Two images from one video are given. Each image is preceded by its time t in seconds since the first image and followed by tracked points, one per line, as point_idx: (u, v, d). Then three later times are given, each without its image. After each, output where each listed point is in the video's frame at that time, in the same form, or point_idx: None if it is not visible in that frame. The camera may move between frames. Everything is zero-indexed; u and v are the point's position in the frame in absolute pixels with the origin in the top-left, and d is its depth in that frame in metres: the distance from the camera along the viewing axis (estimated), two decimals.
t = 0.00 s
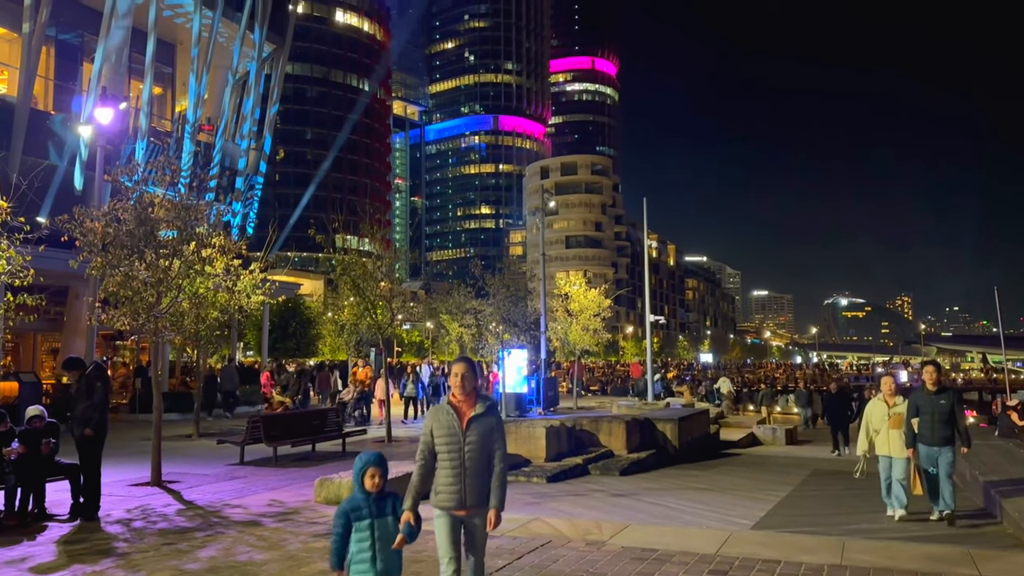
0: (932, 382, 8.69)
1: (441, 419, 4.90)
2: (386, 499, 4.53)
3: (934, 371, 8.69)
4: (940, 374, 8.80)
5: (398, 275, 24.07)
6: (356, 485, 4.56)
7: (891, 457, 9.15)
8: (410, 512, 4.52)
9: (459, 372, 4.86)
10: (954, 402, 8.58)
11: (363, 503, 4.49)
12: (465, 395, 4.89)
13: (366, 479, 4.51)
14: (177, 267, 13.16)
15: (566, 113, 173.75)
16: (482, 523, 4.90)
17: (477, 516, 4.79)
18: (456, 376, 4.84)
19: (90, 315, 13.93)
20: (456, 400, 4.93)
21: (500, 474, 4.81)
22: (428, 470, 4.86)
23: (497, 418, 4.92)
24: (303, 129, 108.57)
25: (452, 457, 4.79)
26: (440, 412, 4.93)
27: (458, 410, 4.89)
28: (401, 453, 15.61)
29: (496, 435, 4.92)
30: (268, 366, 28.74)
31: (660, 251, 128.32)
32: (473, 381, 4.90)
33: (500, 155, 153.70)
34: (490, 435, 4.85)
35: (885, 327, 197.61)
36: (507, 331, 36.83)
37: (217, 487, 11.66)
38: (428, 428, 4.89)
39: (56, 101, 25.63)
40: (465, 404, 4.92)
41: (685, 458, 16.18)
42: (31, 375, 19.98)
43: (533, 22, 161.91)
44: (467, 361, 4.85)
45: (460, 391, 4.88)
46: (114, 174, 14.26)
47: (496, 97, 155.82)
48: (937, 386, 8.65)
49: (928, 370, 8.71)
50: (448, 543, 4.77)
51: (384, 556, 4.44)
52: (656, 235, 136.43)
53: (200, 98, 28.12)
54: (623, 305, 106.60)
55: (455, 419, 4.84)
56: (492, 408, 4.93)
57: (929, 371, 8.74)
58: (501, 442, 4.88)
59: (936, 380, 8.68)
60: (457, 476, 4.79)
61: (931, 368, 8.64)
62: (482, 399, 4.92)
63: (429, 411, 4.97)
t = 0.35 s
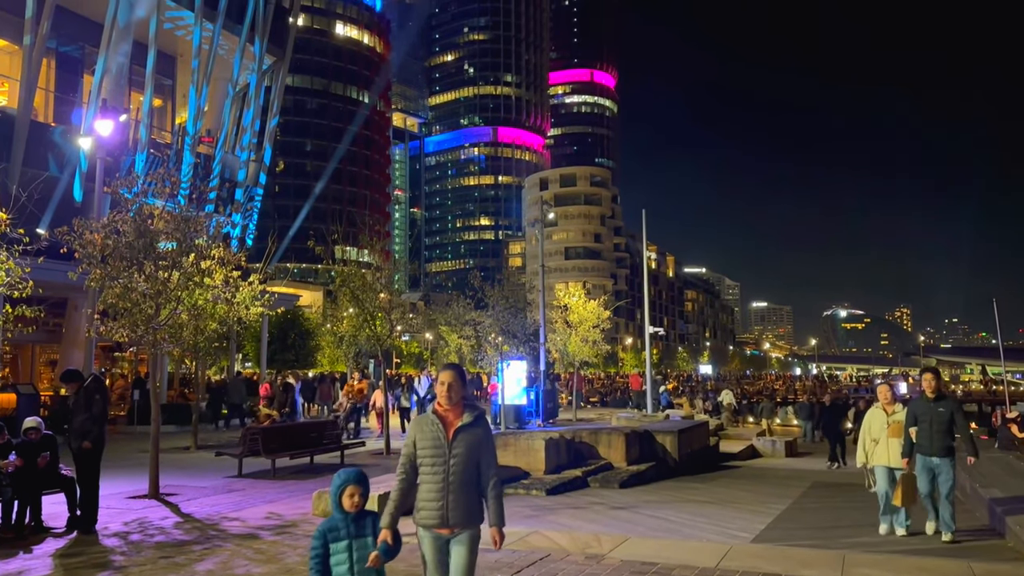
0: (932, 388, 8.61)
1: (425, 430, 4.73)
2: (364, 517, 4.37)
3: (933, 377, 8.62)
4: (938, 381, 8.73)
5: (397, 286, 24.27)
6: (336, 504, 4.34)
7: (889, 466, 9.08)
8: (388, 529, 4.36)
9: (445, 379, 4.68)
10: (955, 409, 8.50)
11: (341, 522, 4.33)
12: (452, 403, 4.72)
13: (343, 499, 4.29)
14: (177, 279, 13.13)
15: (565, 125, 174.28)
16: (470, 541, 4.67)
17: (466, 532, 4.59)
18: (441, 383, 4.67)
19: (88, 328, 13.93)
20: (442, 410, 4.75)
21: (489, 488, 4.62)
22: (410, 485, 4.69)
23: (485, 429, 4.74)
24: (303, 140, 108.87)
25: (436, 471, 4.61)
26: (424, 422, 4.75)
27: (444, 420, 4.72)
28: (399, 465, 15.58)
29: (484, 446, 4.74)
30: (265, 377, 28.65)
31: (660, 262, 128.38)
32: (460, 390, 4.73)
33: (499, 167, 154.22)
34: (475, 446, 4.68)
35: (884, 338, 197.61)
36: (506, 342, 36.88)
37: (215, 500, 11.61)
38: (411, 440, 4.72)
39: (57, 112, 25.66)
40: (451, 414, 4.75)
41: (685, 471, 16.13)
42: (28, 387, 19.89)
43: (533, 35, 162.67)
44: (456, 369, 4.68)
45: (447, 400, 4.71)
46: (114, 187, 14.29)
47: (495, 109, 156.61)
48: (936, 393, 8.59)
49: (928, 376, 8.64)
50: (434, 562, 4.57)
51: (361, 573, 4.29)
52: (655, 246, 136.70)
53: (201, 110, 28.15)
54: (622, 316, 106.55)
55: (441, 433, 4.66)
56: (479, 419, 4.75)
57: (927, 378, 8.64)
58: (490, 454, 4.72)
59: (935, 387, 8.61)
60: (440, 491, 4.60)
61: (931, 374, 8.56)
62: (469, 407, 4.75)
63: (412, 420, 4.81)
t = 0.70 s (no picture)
0: (920, 408, 8.32)
1: (409, 460, 4.28)
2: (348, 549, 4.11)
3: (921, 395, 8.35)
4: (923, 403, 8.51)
5: (395, 301, 24.82)
6: (317, 536, 4.35)
7: (877, 487, 8.66)
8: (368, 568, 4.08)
9: (433, 408, 4.26)
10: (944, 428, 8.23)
11: (320, 553, 4.29)
12: (440, 432, 4.29)
13: (326, 530, 4.30)
14: (175, 294, 13.17)
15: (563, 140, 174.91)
16: None
17: None
18: (426, 409, 4.27)
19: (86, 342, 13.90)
20: (427, 440, 4.33)
21: (471, 526, 4.10)
22: (391, 523, 4.25)
23: (476, 457, 4.26)
24: (303, 155, 109.10)
25: (417, 508, 4.16)
26: (408, 451, 4.31)
27: (428, 450, 4.29)
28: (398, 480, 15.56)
29: (474, 481, 4.24)
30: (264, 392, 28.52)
31: (658, 277, 128.39)
32: (448, 418, 4.30)
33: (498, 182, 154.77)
34: (463, 478, 4.19)
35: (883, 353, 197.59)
36: (504, 357, 36.75)
37: (213, 516, 11.56)
38: (394, 468, 4.29)
39: (57, 128, 25.71)
40: (438, 444, 4.31)
41: (684, 486, 16.07)
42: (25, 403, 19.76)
43: (532, 51, 163.48)
44: (443, 395, 4.27)
45: (437, 427, 4.26)
46: (113, 202, 14.31)
47: (494, 124, 157.66)
48: (925, 413, 8.30)
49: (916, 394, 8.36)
50: None
51: None
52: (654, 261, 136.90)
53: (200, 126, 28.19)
54: (621, 331, 106.43)
55: (424, 464, 4.22)
56: (469, 447, 4.29)
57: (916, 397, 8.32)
58: (479, 485, 4.20)
59: (923, 405, 8.34)
60: (422, 531, 4.15)
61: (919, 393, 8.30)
62: (457, 435, 4.31)
63: (396, 450, 4.35)
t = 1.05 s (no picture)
0: (904, 418, 7.79)
1: (391, 472, 4.21)
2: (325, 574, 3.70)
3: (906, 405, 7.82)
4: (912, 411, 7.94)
5: (393, 313, 25.57)
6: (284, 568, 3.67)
7: (866, 503, 8.10)
8: None
9: (418, 418, 4.21)
10: (931, 437, 7.63)
11: None
12: (426, 442, 4.22)
13: (296, 558, 3.63)
14: (174, 308, 13.17)
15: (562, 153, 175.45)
16: None
17: None
18: (410, 417, 4.20)
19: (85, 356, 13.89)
20: (411, 451, 4.26)
21: (457, 546, 3.99)
22: (373, 543, 4.17)
23: (463, 472, 4.15)
24: (303, 169, 109.34)
25: (401, 523, 4.04)
26: (390, 464, 4.24)
27: (412, 462, 4.22)
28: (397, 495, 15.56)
29: (461, 492, 4.12)
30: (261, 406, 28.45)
31: (658, 290, 128.46)
32: (436, 427, 4.24)
33: (497, 195, 155.22)
34: (448, 491, 4.06)
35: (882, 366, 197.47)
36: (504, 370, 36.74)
37: (210, 532, 11.50)
38: (377, 481, 4.21)
39: (57, 141, 25.77)
40: (422, 455, 4.24)
41: (683, 500, 16.01)
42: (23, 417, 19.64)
43: (531, 66, 164.21)
44: (426, 403, 4.24)
45: (423, 440, 4.20)
46: (113, 217, 14.37)
47: (494, 137, 158.37)
48: (910, 422, 7.74)
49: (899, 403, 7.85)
50: None
51: None
52: (653, 274, 137.13)
53: (201, 139, 28.18)
54: (620, 344, 106.24)
55: (406, 477, 4.13)
56: (456, 459, 4.18)
57: (899, 405, 7.75)
58: (466, 499, 4.11)
59: (909, 414, 7.78)
60: (406, 549, 4.03)
61: (902, 402, 7.75)
62: (444, 446, 4.22)
63: (379, 461, 4.30)
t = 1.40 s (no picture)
0: (897, 435, 7.32)
1: (359, 511, 3.69)
2: None
3: (900, 421, 7.35)
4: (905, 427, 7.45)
5: (392, 329, 26.11)
6: None
7: (855, 522, 7.56)
8: None
9: (391, 447, 3.69)
10: (923, 457, 7.20)
11: None
12: (399, 477, 3.71)
13: None
14: (173, 325, 13.14)
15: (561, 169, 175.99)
16: None
17: None
18: (379, 450, 3.68)
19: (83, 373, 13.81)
20: (383, 487, 3.73)
21: None
22: None
23: (442, 507, 3.67)
24: (303, 185, 109.64)
25: (371, 568, 3.58)
26: (359, 502, 3.71)
27: (385, 501, 3.69)
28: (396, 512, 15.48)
29: (440, 532, 3.63)
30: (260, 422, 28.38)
31: (657, 305, 128.51)
32: (409, 457, 3.73)
33: (496, 211, 155.65)
34: (426, 533, 3.58)
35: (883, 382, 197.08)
36: (503, 386, 36.69)
37: (207, 550, 11.42)
38: (344, 525, 3.68)
39: (57, 158, 25.86)
40: (395, 491, 3.72)
41: (684, 518, 15.89)
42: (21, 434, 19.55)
43: (530, 82, 165.03)
44: (398, 431, 3.72)
45: (395, 474, 3.69)
46: (113, 234, 14.41)
47: (493, 153, 159.15)
48: (902, 440, 7.29)
49: (893, 421, 7.38)
50: None
51: None
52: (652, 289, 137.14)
53: (201, 156, 28.16)
54: (620, 360, 106.05)
55: (378, 519, 3.63)
56: (435, 496, 3.67)
57: (891, 422, 7.36)
58: (447, 539, 3.62)
59: (902, 431, 7.32)
60: None
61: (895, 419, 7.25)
62: (421, 480, 3.70)
63: (347, 499, 3.76)
